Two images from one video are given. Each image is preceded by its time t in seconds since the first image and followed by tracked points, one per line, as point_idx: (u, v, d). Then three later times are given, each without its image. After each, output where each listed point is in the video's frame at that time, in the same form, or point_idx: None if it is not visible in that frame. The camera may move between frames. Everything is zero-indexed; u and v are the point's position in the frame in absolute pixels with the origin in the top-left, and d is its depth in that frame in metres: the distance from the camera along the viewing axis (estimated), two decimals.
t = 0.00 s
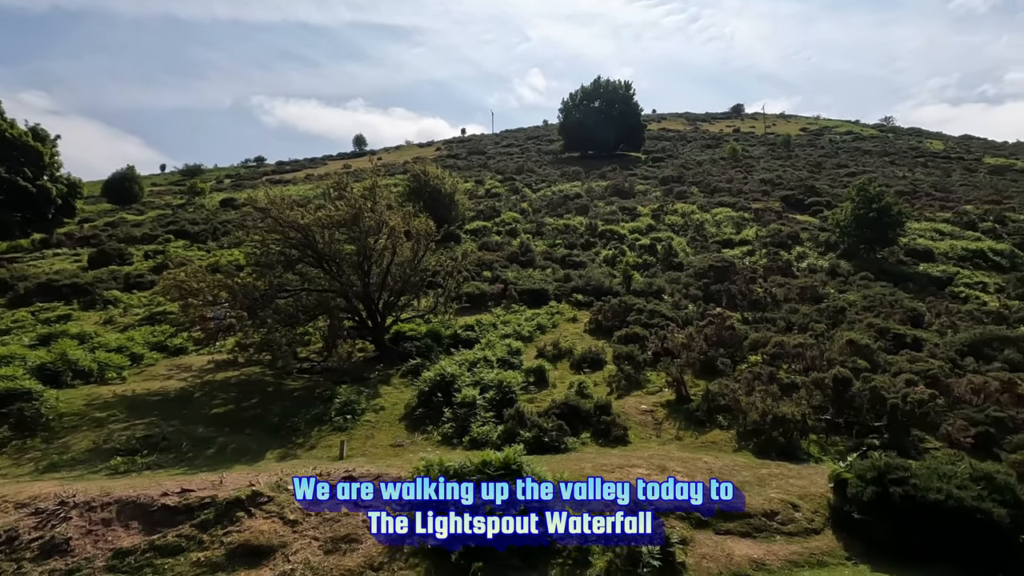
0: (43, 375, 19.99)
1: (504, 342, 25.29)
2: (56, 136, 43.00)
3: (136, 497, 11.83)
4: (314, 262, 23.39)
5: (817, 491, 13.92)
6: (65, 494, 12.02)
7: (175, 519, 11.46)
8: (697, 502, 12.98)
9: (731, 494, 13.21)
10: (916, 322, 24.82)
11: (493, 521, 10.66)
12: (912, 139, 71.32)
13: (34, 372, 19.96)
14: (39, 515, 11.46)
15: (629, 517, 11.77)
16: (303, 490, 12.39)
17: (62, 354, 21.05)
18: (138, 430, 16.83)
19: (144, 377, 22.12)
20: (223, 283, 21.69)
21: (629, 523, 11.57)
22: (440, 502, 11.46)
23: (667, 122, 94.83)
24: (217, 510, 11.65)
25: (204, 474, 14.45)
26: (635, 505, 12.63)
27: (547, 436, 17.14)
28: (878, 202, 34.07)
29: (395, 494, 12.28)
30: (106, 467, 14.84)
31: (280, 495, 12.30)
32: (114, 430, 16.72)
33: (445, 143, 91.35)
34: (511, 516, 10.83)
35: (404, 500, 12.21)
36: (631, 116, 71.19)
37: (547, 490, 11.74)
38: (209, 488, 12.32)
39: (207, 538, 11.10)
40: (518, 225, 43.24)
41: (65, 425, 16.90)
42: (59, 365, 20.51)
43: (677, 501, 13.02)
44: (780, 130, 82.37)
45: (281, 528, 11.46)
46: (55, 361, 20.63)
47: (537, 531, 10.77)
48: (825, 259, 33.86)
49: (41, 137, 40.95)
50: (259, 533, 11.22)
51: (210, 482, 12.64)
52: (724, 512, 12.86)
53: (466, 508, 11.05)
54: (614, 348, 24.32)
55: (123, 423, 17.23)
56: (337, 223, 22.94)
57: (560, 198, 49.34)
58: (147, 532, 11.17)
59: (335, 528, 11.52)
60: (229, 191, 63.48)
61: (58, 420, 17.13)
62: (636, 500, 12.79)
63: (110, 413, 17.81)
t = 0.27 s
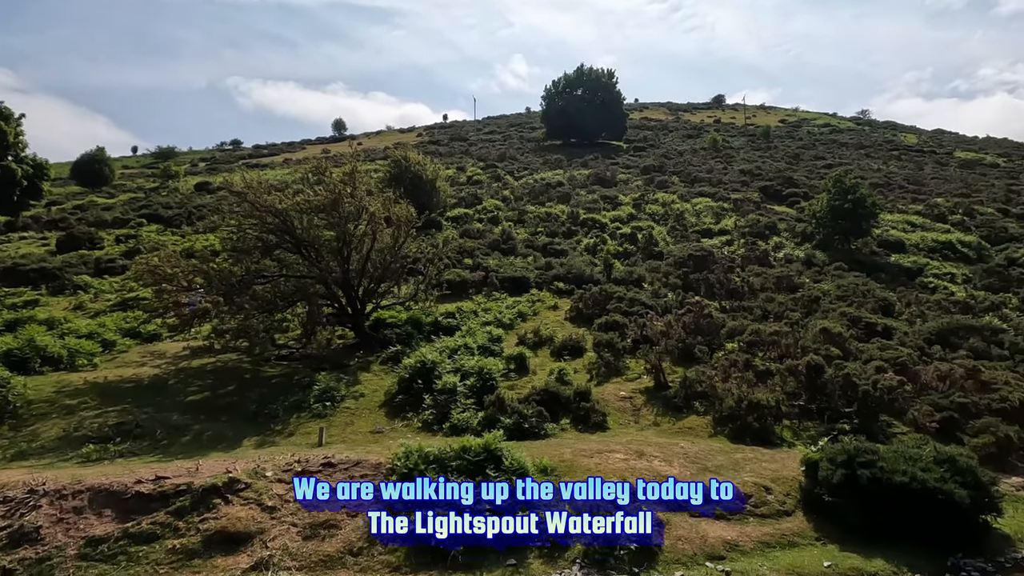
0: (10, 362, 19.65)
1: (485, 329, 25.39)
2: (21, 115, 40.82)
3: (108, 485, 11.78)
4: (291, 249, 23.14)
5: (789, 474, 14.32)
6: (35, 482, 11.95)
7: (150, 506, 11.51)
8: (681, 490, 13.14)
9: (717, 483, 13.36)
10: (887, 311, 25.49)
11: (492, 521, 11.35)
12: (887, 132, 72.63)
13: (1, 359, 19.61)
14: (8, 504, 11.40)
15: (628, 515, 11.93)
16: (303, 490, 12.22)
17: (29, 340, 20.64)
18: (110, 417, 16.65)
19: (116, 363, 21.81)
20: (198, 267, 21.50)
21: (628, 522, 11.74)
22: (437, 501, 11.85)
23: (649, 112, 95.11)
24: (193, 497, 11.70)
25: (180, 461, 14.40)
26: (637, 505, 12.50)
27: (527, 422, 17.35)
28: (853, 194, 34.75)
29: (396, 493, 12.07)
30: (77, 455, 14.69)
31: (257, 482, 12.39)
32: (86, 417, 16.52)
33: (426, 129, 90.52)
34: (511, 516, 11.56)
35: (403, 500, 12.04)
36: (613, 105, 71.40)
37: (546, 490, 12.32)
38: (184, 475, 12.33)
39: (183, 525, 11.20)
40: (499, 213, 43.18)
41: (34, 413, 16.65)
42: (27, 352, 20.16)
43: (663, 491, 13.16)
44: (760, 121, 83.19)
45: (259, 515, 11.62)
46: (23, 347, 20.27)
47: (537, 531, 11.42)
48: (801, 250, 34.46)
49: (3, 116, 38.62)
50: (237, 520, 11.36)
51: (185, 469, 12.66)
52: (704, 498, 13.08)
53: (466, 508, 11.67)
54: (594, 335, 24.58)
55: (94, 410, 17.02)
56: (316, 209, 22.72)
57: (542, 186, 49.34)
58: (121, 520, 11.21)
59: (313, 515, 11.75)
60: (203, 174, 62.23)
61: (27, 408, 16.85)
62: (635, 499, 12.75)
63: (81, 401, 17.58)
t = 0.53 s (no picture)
0: None
1: (465, 316, 25.46)
2: None
3: (79, 472, 12.01)
4: (268, 233, 22.96)
5: (761, 457, 14.73)
6: (5, 470, 12.08)
7: (122, 493, 11.77)
8: (681, 490, 13.17)
9: (717, 483, 13.38)
10: (858, 300, 26.16)
11: (492, 521, 11.72)
12: (862, 124, 73.94)
13: None
14: None
15: (628, 515, 12.27)
16: (303, 491, 12.11)
17: None
18: (79, 404, 16.44)
19: (86, 350, 21.46)
20: (170, 252, 21.13)
21: (628, 523, 12.08)
22: (436, 501, 12.03)
23: (631, 100, 95.32)
24: (166, 484, 11.96)
25: (152, 447, 14.33)
26: (636, 505, 12.72)
27: (507, 408, 17.54)
28: (828, 184, 35.43)
29: (396, 493, 12.04)
30: (46, 442, 14.56)
31: (232, 468, 12.63)
32: (54, 404, 16.30)
33: (406, 113, 89.52)
34: (511, 516, 11.95)
35: (403, 499, 12.06)
36: (594, 93, 71.45)
37: (547, 490, 12.56)
38: (158, 462, 12.56)
39: (157, 512, 11.47)
40: (480, 199, 43.09)
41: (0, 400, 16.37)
42: None
43: (663, 491, 13.18)
44: (739, 111, 83.98)
45: (234, 501, 11.90)
46: None
47: (537, 531, 11.77)
48: (777, 239, 35.07)
49: None
50: (211, 506, 11.64)
51: (159, 456, 12.87)
52: (704, 498, 13.11)
53: (466, 508, 12.03)
54: (573, 322, 24.81)
55: (63, 397, 16.79)
56: (293, 193, 22.49)
57: (522, 173, 49.28)
58: (92, 507, 11.49)
59: (289, 500, 12.04)
60: (175, 157, 60.84)
61: None
62: (635, 499, 12.88)
63: (48, 387, 17.31)
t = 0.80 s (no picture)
0: None
1: (445, 302, 25.47)
2: None
3: (47, 459, 12.02)
4: (243, 217, 22.60)
5: (734, 440, 15.11)
6: None
7: (92, 480, 11.80)
8: (681, 490, 13.05)
9: (717, 483, 13.26)
10: (830, 288, 26.80)
11: (492, 522, 11.73)
12: (838, 116, 75.09)
13: None
14: None
15: (628, 515, 12.26)
16: (303, 491, 11.98)
17: None
18: (47, 390, 16.20)
19: (53, 335, 21.05)
20: (140, 236, 20.89)
21: (628, 523, 12.06)
22: (436, 501, 12.04)
23: (612, 88, 95.33)
24: (140, 470, 12.05)
25: (124, 433, 14.23)
26: (637, 505, 12.65)
27: (486, 393, 17.72)
28: (804, 174, 36.03)
29: (396, 493, 11.91)
30: (12, 429, 14.36)
31: (208, 454, 12.79)
32: (20, 390, 16.02)
33: (385, 97, 88.37)
34: (511, 517, 11.94)
35: (404, 499, 11.97)
36: (576, 80, 71.31)
37: (547, 490, 12.54)
38: (130, 448, 12.70)
39: (129, 498, 11.55)
40: (460, 185, 42.91)
41: None
42: None
43: (663, 491, 13.06)
44: (718, 101, 84.64)
45: (210, 486, 12.02)
46: None
47: (538, 531, 11.74)
48: (753, 228, 35.61)
49: None
50: (187, 491, 11.75)
51: (132, 442, 13.03)
52: (704, 499, 12.99)
53: (466, 508, 12.04)
54: (553, 309, 25.01)
55: (30, 383, 16.52)
56: (268, 175, 22.27)
57: (503, 159, 49.15)
58: (61, 493, 11.50)
59: (267, 484, 12.21)
60: (145, 138, 59.30)
61: None
62: (636, 499, 12.80)
63: (14, 373, 17.01)
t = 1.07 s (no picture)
0: None
1: (427, 290, 25.47)
2: None
3: (19, 448, 12.05)
4: (220, 203, 22.28)
5: (713, 425, 15.44)
6: None
7: (65, 469, 11.91)
8: (681, 490, 12.78)
9: (717, 483, 13.01)
10: (808, 278, 27.30)
11: (493, 522, 11.66)
12: (817, 108, 76.01)
13: None
14: None
15: (628, 515, 12.04)
16: (302, 491, 11.98)
17: None
18: (18, 378, 15.99)
19: (24, 322, 20.70)
20: (114, 221, 20.48)
21: (628, 523, 11.83)
22: (437, 501, 12.05)
23: (596, 76, 95.23)
24: (115, 458, 12.16)
25: (99, 422, 14.12)
26: (637, 505, 12.47)
27: (468, 380, 17.86)
28: (784, 165, 36.51)
29: (395, 492, 11.90)
30: None
31: (186, 442, 12.92)
32: None
33: (366, 83, 87.24)
34: (511, 517, 11.86)
35: (404, 499, 11.97)
36: (560, 68, 71.05)
37: (547, 490, 12.50)
38: (105, 436, 12.77)
39: (105, 487, 11.68)
40: (443, 173, 42.71)
41: None
42: None
43: (663, 491, 12.80)
44: (701, 91, 85.09)
45: (188, 474, 12.20)
46: None
47: (538, 531, 11.61)
48: (734, 218, 36.07)
49: None
50: (164, 480, 11.92)
51: (106, 430, 13.06)
52: (704, 498, 12.73)
53: (466, 508, 12.04)
54: (535, 297, 25.13)
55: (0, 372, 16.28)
56: (246, 160, 21.87)
57: (486, 147, 48.98)
58: (34, 483, 11.58)
59: (247, 472, 12.44)
60: (118, 121, 57.91)
61: None
62: (636, 499, 12.61)
63: None
